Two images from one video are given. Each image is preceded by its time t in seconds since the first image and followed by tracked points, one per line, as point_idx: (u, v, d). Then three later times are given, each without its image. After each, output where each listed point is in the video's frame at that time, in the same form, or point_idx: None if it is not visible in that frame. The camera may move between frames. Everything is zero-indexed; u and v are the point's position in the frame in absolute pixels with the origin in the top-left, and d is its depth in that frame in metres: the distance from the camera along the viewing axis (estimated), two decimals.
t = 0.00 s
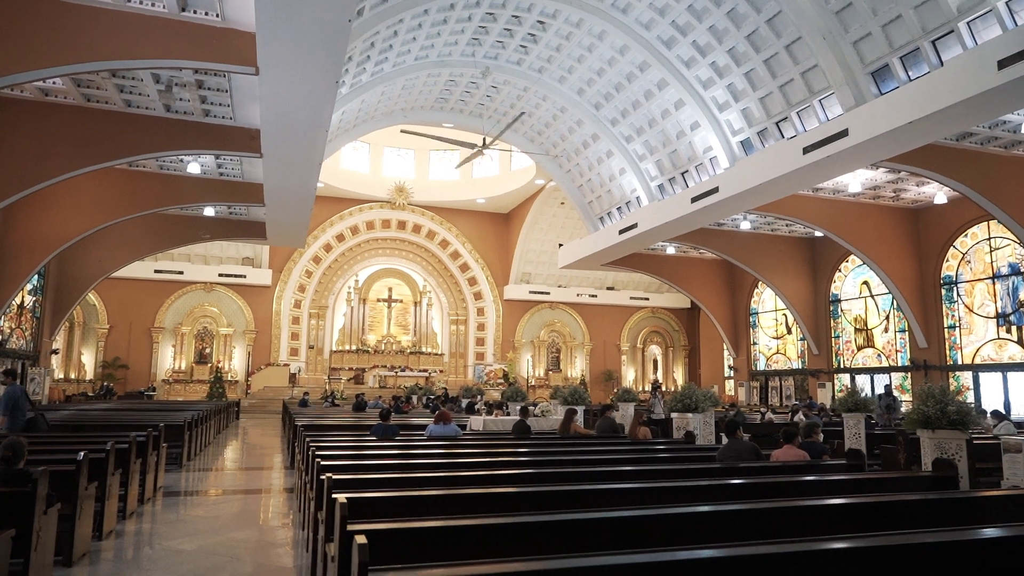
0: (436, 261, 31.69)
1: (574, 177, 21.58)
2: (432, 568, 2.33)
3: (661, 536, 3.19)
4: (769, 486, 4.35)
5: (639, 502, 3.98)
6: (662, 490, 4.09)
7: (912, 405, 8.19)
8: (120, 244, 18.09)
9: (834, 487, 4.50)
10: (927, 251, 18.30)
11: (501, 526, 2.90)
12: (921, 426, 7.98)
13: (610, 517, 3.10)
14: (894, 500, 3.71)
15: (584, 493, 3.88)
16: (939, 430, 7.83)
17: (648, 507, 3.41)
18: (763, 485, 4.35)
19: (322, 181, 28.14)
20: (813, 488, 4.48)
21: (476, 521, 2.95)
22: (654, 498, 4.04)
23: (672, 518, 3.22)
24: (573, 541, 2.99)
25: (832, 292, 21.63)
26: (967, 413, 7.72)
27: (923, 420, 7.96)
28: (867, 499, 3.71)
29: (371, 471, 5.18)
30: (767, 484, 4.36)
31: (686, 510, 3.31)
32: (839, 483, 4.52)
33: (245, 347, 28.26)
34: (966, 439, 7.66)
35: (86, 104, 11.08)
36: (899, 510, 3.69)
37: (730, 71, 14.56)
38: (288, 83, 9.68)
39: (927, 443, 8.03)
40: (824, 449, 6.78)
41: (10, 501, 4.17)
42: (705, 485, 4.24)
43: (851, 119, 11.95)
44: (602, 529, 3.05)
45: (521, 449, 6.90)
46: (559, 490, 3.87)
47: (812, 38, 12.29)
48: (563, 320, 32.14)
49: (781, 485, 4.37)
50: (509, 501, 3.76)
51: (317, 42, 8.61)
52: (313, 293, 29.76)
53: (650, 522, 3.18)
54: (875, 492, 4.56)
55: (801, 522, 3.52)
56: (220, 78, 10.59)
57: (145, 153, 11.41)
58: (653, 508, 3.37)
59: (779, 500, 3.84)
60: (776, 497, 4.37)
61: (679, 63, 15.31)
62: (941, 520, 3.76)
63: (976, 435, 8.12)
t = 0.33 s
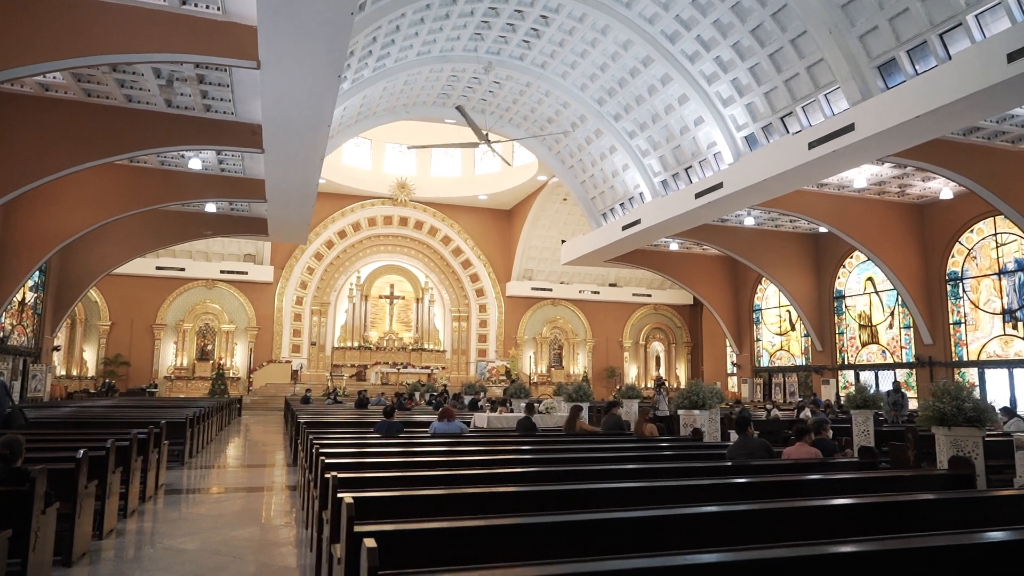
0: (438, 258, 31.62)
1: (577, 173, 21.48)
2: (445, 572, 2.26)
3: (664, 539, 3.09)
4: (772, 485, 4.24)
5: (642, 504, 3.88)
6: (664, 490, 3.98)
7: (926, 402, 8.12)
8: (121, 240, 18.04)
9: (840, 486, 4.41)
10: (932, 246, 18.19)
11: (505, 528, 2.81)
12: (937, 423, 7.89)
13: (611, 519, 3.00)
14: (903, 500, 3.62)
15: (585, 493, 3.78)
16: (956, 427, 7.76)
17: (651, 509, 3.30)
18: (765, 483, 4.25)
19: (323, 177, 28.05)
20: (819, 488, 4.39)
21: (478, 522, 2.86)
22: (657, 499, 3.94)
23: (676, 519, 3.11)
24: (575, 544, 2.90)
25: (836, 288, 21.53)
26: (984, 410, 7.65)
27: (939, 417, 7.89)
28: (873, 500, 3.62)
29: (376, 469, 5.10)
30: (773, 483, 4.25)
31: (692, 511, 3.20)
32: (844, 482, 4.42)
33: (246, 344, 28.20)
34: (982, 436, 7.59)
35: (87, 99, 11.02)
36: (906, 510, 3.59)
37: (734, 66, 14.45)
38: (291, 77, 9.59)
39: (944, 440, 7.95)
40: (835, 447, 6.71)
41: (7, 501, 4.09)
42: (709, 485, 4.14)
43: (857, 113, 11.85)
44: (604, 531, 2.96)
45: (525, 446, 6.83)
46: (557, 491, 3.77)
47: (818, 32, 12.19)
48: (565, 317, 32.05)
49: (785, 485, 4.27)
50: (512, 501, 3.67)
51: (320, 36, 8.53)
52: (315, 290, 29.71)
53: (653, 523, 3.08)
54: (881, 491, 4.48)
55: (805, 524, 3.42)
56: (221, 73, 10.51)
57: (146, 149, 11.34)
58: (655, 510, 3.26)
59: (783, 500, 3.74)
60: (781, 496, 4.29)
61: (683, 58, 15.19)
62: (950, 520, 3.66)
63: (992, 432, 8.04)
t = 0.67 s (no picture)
0: (440, 256, 31.55)
1: (580, 171, 21.38)
2: None
3: (665, 544, 2.97)
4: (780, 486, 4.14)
5: (645, 506, 3.77)
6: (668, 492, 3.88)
7: (941, 401, 8.03)
8: (122, 238, 17.96)
9: (851, 488, 4.32)
10: (937, 244, 18.10)
11: (505, 532, 2.70)
12: (953, 423, 7.82)
13: (614, 523, 2.89)
14: (912, 502, 3.52)
15: (588, 494, 3.68)
16: (973, 426, 7.67)
17: (654, 512, 3.18)
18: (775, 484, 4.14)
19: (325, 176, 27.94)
20: (829, 489, 4.31)
21: (478, 525, 2.77)
22: (662, 501, 3.83)
23: (679, 523, 2.99)
24: (579, 551, 2.81)
25: (841, 286, 21.43)
26: (1002, 410, 7.56)
27: (955, 417, 7.80)
28: (882, 501, 3.52)
29: (381, 469, 5.02)
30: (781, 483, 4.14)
31: (700, 515, 3.10)
32: (855, 482, 4.33)
33: (248, 342, 28.15)
34: (1000, 436, 7.51)
35: (87, 96, 10.93)
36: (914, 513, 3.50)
37: (739, 62, 14.35)
38: (293, 74, 9.50)
39: (960, 440, 7.85)
40: (849, 446, 6.61)
41: (3, 504, 4.02)
42: (714, 486, 4.04)
43: (863, 110, 11.74)
44: (605, 534, 2.86)
45: (532, 446, 6.76)
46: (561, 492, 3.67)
47: (823, 27, 12.08)
48: (567, 315, 31.97)
49: (793, 486, 4.18)
50: (514, 504, 3.57)
51: (323, 32, 8.44)
52: (317, 288, 29.65)
53: (655, 526, 2.96)
54: (893, 494, 4.38)
55: (813, 527, 3.31)
56: (222, 69, 10.42)
57: (145, 146, 11.24)
58: (658, 513, 3.13)
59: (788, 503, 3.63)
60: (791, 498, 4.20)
61: (686, 55, 15.09)
62: (962, 523, 3.56)
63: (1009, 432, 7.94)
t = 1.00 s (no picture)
0: (441, 257, 31.49)
1: (581, 170, 21.30)
2: None
3: (667, 551, 2.86)
4: (788, 489, 4.00)
5: (655, 511, 3.68)
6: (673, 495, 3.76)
7: (958, 402, 7.94)
8: (123, 238, 17.89)
9: (862, 492, 4.20)
10: (941, 243, 18.03)
11: (509, 538, 2.61)
12: (970, 424, 7.73)
13: (617, 530, 2.79)
14: (922, 508, 3.40)
15: (589, 498, 3.59)
16: (990, 428, 7.58)
17: (655, 518, 3.06)
18: (781, 485, 4.00)
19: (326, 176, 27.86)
20: (838, 493, 4.18)
21: (480, 532, 2.67)
22: (668, 506, 3.71)
23: (681, 528, 2.88)
24: (590, 559, 2.72)
25: (844, 286, 21.35)
26: (1021, 411, 7.47)
27: (972, 418, 7.72)
28: (894, 506, 3.43)
29: (385, 472, 4.93)
30: (790, 486, 4.02)
31: (716, 521, 3.01)
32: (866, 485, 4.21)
33: (249, 343, 28.10)
34: (1018, 438, 7.41)
35: (87, 95, 10.86)
36: (924, 519, 3.38)
37: (742, 60, 14.27)
38: (294, 71, 9.42)
39: (977, 442, 7.76)
40: (863, 447, 6.51)
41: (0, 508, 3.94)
42: (719, 489, 3.91)
43: (869, 108, 11.66)
44: (606, 542, 2.75)
45: (538, 447, 6.68)
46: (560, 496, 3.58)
47: (828, 25, 12.00)
48: (568, 315, 31.90)
49: (802, 491, 4.05)
50: (520, 508, 3.48)
51: (325, 29, 8.37)
52: (318, 288, 29.58)
53: (657, 533, 2.86)
54: (904, 498, 4.30)
55: (817, 535, 3.19)
56: (223, 67, 10.34)
57: (145, 145, 11.16)
58: (658, 518, 3.02)
59: (793, 509, 3.52)
60: (804, 502, 4.11)
61: (690, 53, 15.01)
62: (980, 530, 3.44)
63: None
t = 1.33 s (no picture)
0: (443, 255, 31.40)
1: (584, 168, 21.21)
2: None
3: (670, 556, 2.74)
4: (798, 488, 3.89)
5: (671, 513, 3.60)
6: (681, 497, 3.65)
7: (976, 401, 7.86)
8: (124, 236, 17.82)
9: (882, 493, 4.10)
10: (946, 241, 17.95)
11: (517, 541, 2.53)
12: (989, 423, 7.65)
13: (623, 533, 2.68)
14: (936, 511, 3.27)
15: (596, 497, 3.51)
16: (1010, 428, 7.51)
17: (661, 521, 2.96)
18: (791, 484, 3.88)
19: (328, 174, 27.76)
20: (852, 494, 4.08)
21: (487, 536, 2.59)
22: (679, 507, 3.62)
23: (683, 531, 2.76)
24: (608, 562, 2.64)
25: (848, 284, 21.26)
26: None
27: (991, 417, 7.64)
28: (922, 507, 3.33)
29: (390, 471, 4.84)
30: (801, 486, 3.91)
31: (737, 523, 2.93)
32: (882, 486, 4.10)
33: (250, 341, 28.05)
34: None
35: (88, 91, 10.80)
36: (939, 524, 3.24)
37: (747, 57, 14.18)
38: (295, 67, 9.33)
39: (997, 442, 7.67)
40: (875, 447, 6.41)
41: None
42: (725, 490, 3.79)
43: (875, 105, 11.55)
44: (609, 546, 2.65)
45: (543, 446, 6.61)
46: (568, 497, 3.49)
47: (834, 21, 11.90)
48: (570, 314, 31.84)
49: (812, 492, 3.94)
50: (534, 509, 3.41)
51: (329, 25, 8.29)
52: (319, 287, 29.53)
53: (660, 536, 2.74)
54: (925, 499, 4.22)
55: (834, 539, 3.08)
56: (225, 63, 10.26)
57: (146, 143, 11.08)
58: (659, 521, 2.90)
59: (813, 510, 3.45)
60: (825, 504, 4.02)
61: (694, 50, 14.92)
62: (1006, 533, 3.35)
63: None
